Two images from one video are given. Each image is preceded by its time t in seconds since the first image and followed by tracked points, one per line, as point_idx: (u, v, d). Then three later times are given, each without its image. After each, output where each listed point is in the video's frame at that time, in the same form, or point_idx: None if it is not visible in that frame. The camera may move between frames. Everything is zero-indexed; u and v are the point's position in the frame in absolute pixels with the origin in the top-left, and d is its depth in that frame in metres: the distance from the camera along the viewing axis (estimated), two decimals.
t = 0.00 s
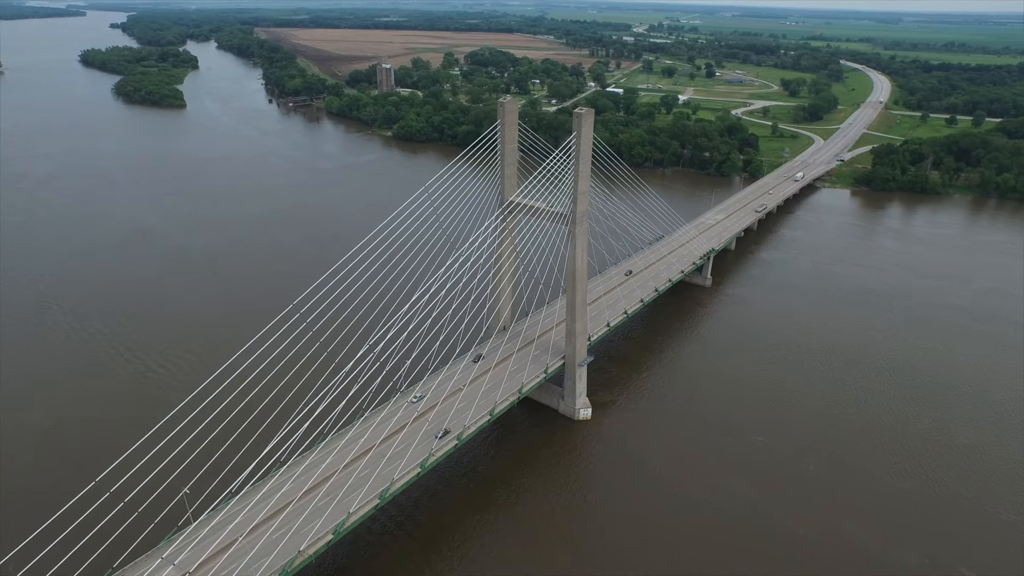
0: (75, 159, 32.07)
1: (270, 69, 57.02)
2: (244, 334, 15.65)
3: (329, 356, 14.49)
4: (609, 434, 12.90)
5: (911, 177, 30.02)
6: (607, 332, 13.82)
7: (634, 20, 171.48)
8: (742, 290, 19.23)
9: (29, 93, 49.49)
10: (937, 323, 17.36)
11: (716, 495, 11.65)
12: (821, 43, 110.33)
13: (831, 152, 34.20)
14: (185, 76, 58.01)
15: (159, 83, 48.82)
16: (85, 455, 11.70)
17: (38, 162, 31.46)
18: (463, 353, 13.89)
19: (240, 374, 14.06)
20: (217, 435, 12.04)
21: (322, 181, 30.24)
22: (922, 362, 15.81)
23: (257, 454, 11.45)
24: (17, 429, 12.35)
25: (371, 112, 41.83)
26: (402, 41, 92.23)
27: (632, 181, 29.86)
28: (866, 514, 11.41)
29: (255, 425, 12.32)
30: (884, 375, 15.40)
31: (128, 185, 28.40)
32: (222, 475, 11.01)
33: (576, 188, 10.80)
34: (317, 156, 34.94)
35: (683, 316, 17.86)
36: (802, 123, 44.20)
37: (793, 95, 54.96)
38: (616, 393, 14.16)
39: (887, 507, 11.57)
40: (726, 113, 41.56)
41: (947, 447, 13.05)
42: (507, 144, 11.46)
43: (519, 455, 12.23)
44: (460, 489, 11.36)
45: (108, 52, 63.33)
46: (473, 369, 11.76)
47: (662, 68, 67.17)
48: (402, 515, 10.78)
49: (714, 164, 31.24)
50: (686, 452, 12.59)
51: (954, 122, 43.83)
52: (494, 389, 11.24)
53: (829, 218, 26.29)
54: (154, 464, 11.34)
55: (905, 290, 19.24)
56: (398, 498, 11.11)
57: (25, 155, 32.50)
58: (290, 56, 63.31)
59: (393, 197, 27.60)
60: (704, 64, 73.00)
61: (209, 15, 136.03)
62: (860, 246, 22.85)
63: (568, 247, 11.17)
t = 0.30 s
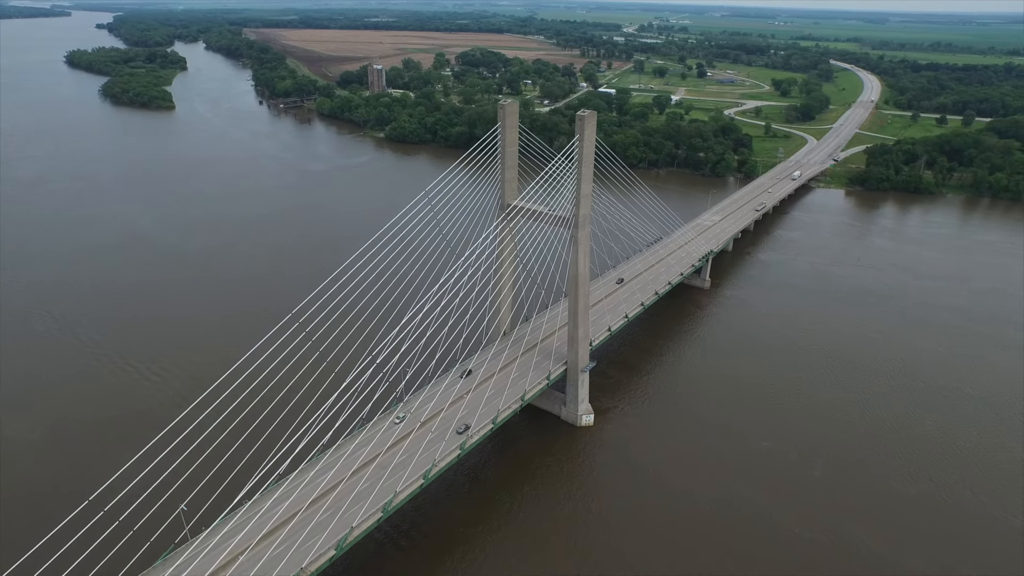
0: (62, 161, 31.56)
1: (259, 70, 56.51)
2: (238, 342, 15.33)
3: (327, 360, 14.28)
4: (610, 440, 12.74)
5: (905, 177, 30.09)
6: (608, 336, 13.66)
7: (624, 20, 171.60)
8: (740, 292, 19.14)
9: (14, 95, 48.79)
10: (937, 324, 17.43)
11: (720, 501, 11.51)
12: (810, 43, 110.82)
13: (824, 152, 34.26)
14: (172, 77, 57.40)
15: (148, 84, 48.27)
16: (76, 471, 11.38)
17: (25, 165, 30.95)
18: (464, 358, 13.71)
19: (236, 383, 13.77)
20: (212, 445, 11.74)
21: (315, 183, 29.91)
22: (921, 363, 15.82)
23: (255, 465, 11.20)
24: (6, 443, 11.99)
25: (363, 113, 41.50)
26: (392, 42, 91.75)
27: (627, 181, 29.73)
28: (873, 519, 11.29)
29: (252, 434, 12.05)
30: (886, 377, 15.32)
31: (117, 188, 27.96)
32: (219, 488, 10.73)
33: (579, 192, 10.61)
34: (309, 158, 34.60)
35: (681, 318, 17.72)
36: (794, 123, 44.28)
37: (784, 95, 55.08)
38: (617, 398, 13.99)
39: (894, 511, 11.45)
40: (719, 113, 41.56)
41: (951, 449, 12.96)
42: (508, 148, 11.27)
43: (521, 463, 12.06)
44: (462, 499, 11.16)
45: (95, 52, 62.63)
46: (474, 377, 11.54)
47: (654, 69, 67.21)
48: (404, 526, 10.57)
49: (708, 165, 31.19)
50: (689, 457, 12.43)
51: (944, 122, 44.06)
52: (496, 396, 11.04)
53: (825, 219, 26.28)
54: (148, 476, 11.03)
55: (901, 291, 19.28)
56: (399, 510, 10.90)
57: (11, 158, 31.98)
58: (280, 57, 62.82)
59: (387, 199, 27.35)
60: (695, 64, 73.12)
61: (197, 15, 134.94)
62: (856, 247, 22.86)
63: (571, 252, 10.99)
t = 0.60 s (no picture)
0: (53, 164, 31.13)
1: (252, 70, 56.08)
2: (235, 350, 15.08)
3: (328, 365, 14.09)
4: (614, 446, 12.57)
5: (902, 177, 30.08)
6: (612, 341, 13.48)
7: (617, 20, 171.69)
8: (741, 294, 19.03)
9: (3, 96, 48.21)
10: (939, 326, 17.38)
11: (728, 509, 11.34)
12: (803, 43, 111.09)
13: (821, 152, 34.25)
14: (164, 78, 56.89)
15: (139, 85, 47.77)
16: (71, 484, 11.10)
17: (16, 167, 30.53)
18: (467, 364, 13.55)
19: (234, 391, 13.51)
20: (212, 454, 11.50)
21: (310, 185, 29.61)
22: (925, 364, 15.75)
23: (256, 475, 10.97)
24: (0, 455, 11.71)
25: (357, 114, 41.23)
26: (385, 42, 91.37)
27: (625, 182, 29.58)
28: (883, 524, 11.16)
29: (253, 443, 11.80)
30: (890, 379, 15.22)
31: (108, 190, 27.58)
32: (219, 501, 10.46)
33: (584, 196, 10.42)
34: (303, 160, 34.29)
35: (683, 321, 17.56)
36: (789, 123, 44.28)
37: (778, 95, 55.13)
38: (621, 403, 13.84)
39: (905, 516, 11.31)
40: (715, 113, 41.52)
41: (959, 452, 12.84)
42: (511, 151, 11.10)
43: (525, 471, 11.86)
44: (468, 509, 10.97)
45: (84, 52, 62.01)
46: (479, 384, 11.35)
47: (648, 69, 67.18)
48: (409, 538, 10.37)
49: (706, 166, 31.10)
50: (695, 464, 12.27)
51: (938, 121, 44.15)
52: (502, 404, 10.84)
53: (823, 219, 26.24)
54: (146, 488, 10.76)
55: (903, 294, 19.24)
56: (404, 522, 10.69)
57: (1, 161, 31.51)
58: (272, 58, 62.41)
59: (384, 201, 27.12)
60: (689, 64, 73.14)
61: (188, 15, 134.24)
62: (855, 248, 22.81)
63: (576, 257, 10.80)
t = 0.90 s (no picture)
0: (46, 165, 30.72)
1: (248, 71, 55.71)
2: (235, 355, 14.83)
3: (331, 371, 13.87)
4: (624, 453, 12.39)
5: (903, 178, 30.01)
6: (619, 346, 13.31)
7: (612, 19, 171.67)
8: (746, 296, 18.88)
9: None
10: (946, 328, 17.27)
11: (741, 517, 11.16)
12: (798, 43, 111.35)
13: (821, 152, 34.18)
14: (159, 78, 56.45)
15: (134, 86, 47.36)
16: (70, 492, 10.86)
17: (10, 169, 30.13)
18: (473, 371, 13.37)
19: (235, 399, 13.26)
20: (214, 465, 11.24)
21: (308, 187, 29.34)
22: (934, 367, 15.63)
23: (264, 488, 10.72)
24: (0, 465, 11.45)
25: (355, 115, 40.98)
26: (381, 43, 91.06)
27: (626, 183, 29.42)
28: (897, 532, 10.97)
29: (256, 455, 11.52)
30: (899, 382, 15.04)
31: (104, 191, 27.30)
32: (224, 515, 10.19)
33: (593, 200, 10.23)
34: (300, 161, 34.06)
35: (688, 324, 17.42)
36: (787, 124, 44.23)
37: (776, 95, 55.12)
38: (629, 409, 13.65)
39: (920, 524, 11.12)
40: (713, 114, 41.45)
41: (970, 457, 12.69)
42: (518, 154, 10.91)
43: (534, 479, 11.67)
44: (476, 519, 10.75)
45: (78, 53, 61.51)
46: (486, 391, 11.14)
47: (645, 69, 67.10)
48: (416, 550, 10.14)
49: (706, 167, 30.99)
50: (706, 471, 12.10)
51: (937, 122, 44.15)
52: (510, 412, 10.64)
53: (825, 220, 26.15)
54: (149, 500, 10.51)
55: (908, 295, 19.13)
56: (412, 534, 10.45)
57: None
58: (268, 58, 62.14)
59: (383, 203, 26.87)
60: (686, 65, 73.13)
61: (183, 15, 134.08)
62: (859, 249, 22.70)
63: (584, 262, 10.60)
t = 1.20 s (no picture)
0: (40, 167, 30.38)
1: (242, 72, 55.36)
2: (233, 363, 14.58)
3: (335, 377, 13.67)
4: (630, 461, 12.22)
5: (902, 179, 29.99)
6: (624, 351, 13.16)
7: (606, 20, 171.73)
8: (749, 299, 18.79)
9: None
10: (950, 329, 17.24)
11: (753, 523, 11.05)
12: (792, 43, 111.65)
13: (820, 153, 34.14)
14: (152, 79, 55.97)
15: (127, 87, 46.93)
16: (68, 508, 10.64)
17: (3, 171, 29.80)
18: (478, 377, 13.20)
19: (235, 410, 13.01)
20: (215, 476, 10.96)
21: (306, 189, 29.10)
22: (941, 368, 15.56)
23: (266, 501, 10.47)
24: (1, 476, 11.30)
25: (351, 116, 40.73)
26: (375, 44, 90.80)
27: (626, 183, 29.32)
28: (911, 540, 10.81)
29: (260, 465, 11.28)
30: (906, 385, 14.89)
31: (97, 193, 26.97)
32: (226, 530, 9.91)
33: (601, 204, 10.08)
34: (296, 163, 33.80)
35: (691, 327, 17.31)
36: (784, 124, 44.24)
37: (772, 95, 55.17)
38: (634, 414, 13.50)
39: (932, 531, 10.98)
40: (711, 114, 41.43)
41: (981, 461, 12.55)
42: (523, 158, 10.75)
43: (541, 487, 11.51)
44: (483, 529, 10.59)
45: (70, 54, 60.91)
46: (491, 398, 10.97)
47: (641, 69, 67.06)
48: (424, 562, 9.96)
49: (705, 168, 30.93)
50: (714, 477, 11.96)
51: (933, 122, 44.23)
52: (517, 420, 10.48)
53: (825, 222, 26.11)
54: (152, 513, 10.33)
55: (911, 297, 19.11)
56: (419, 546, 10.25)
57: None
58: (262, 59, 61.79)
59: (382, 205, 26.67)
60: (682, 65, 73.15)
61: (175, 15, 133.58)
62: (861, 251, 22.66)
63: (591, 268, 10.45)
